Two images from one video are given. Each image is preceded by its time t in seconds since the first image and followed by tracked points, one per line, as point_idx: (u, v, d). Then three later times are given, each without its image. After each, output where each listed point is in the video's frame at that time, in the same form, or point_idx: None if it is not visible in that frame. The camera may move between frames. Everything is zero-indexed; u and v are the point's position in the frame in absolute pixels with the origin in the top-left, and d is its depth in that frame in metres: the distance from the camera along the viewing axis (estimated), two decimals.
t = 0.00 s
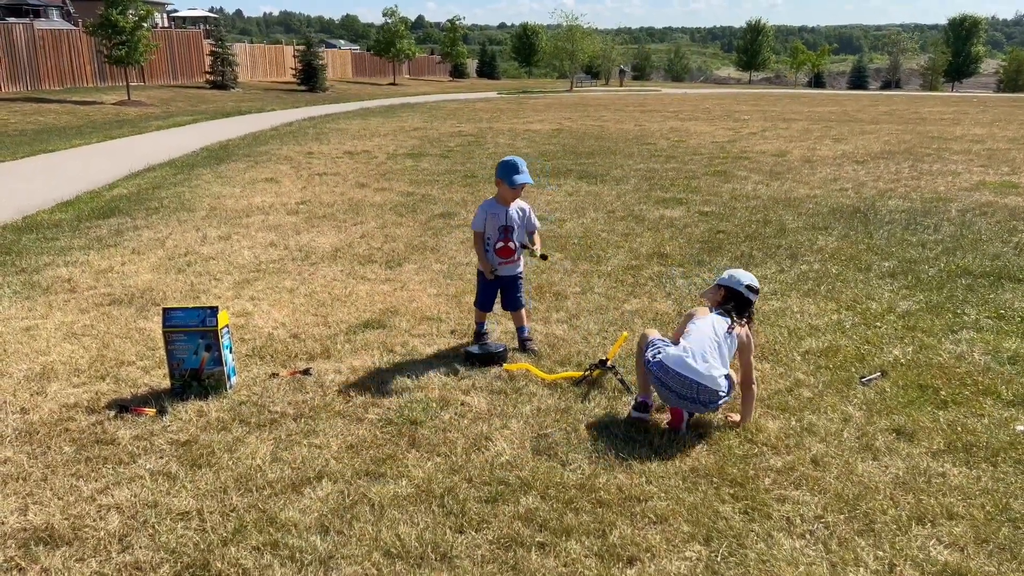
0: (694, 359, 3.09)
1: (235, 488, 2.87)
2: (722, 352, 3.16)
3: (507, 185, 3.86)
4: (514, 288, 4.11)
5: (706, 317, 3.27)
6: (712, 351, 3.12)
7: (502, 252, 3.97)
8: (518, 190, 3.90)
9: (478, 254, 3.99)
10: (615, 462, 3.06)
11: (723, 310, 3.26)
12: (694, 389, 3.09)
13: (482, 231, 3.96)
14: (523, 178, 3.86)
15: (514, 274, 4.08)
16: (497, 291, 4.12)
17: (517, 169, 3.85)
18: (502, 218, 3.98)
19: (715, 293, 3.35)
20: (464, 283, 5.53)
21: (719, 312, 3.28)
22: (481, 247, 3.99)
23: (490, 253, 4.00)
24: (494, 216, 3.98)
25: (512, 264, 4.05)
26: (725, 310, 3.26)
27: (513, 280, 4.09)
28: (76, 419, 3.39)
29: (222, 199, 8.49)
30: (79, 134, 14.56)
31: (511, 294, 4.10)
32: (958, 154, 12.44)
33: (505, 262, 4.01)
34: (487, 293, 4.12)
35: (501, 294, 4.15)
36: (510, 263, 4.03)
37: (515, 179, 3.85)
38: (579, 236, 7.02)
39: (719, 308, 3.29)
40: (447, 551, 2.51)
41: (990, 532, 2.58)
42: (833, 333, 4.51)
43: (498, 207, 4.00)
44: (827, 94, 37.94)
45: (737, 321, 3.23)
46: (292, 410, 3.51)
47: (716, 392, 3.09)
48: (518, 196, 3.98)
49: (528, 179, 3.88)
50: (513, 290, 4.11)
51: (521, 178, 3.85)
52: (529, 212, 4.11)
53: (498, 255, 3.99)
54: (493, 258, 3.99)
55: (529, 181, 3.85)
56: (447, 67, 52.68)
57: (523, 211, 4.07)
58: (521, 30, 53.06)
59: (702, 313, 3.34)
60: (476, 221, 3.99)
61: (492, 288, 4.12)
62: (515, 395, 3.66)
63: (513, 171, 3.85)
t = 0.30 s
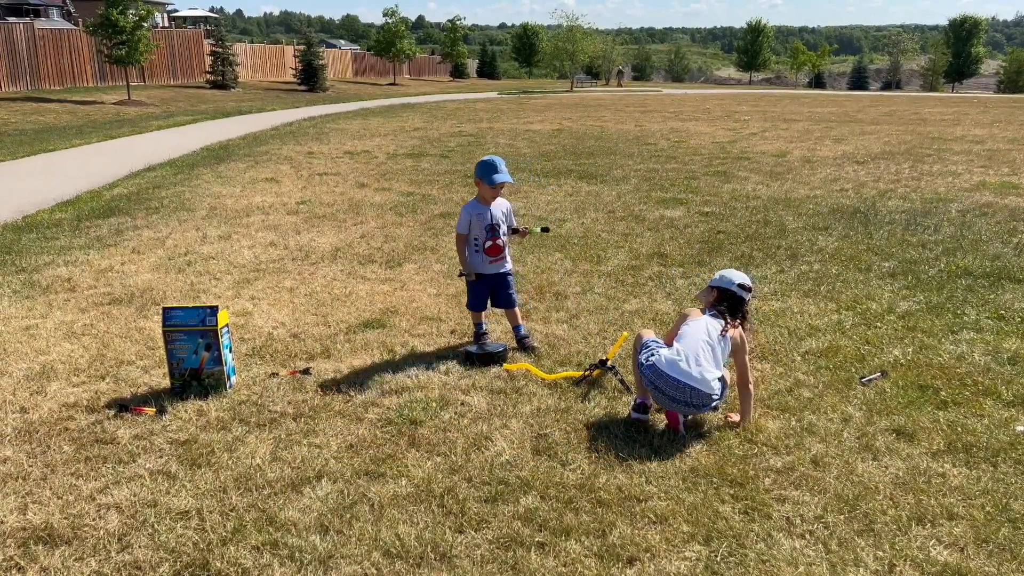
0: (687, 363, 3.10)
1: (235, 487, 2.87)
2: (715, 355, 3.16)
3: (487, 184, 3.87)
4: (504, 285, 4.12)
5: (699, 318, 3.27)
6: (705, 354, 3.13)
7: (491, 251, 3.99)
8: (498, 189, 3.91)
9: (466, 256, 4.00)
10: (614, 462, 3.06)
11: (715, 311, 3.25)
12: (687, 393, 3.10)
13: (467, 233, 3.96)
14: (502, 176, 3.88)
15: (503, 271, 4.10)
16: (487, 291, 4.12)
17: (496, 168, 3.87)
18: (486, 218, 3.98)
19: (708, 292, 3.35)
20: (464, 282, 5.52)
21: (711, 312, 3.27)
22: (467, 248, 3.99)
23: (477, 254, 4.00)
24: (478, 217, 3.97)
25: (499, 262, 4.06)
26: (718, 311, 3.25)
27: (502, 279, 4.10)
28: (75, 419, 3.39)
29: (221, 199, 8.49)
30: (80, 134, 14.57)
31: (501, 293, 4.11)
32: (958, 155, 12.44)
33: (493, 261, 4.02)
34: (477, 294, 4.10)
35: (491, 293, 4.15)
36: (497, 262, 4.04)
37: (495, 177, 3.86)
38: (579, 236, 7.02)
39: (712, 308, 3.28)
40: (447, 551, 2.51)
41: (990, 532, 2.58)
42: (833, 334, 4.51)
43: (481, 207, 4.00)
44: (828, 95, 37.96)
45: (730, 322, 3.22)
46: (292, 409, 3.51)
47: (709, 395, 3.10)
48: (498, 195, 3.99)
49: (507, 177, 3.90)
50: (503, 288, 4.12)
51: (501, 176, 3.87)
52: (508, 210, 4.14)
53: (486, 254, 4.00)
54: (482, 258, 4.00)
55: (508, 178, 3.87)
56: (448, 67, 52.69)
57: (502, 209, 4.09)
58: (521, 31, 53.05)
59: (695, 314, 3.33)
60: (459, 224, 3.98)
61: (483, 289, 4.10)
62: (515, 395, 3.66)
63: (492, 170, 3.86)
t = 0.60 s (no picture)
0: (680, 370, 3.12)
1: (234, 487, 2.86)
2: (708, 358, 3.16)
3: (484, 183, 3.86)
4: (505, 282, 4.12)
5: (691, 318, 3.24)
6: (697, 359, 3.14)
7: (491, 250, 3.99)
8: (495, 188, 3.90)
9: (466, 256, 3.99)
10: (613, 461, 3.06)
11: (706, 311, 3.22)
12: (682, 398, 3.13)
13: (467, 233, 3.95)
14: (498, 174, 3.87)
15: (503, 269, 4.11)
16: (489, 290, 4.12)
17: (493, 166, 3.86)
18: (485, 218, 3.97)
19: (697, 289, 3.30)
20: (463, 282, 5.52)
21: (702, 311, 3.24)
22: (467, 248, 3.98)
23: (477, 254, 4.00)
24: (476, 217, 3.96)
25: (499, 260, 4.07)
26: (709, 310, 3.22)
27: (502, 276, 4.11)
28: (74, 419, 3.38)
29: (220, 199, 8.49)
30: (78, 134, 14.56)
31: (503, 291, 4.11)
32: (957, 153, 12.44)
33: (494, 260, 4.03)
34: (479, 294, 4.10)
35: (493, 292, 4.15)
36: (497, 260, 4.05)
37: (492, 176, 3.86)
38: (578, 235, 7.02)
39: (703, 307, 3.24)
40: (446, 550, 2.50)
41: (989, 530, 2.58)
42: (833, 332, 4.51)
43: (479, 207, 3.99)
44: (827, 93, 37.99)
45: (722, 323, 3.19)
46: (290, 409, 3.51)
47: (704, 398, 3.14)
48: (495, 193, 3.99)
49: (504, 175, 3.90)
50: (504, 286, 4.12)
51: (498, 175, 3.86)
52: (504, 207, 4.14)
53: (486, 254, 4.00)
54: (483, 257, 4.00)
55: (506, 176, 3.88)
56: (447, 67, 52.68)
57: (497, 206, 4.09)
58: (520, 30, 53.05)
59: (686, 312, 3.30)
60: (457, 226, 3.96)
61: (485, 288, 4.10)
62: (514, 394, 3.65)
63: (489, 169, 3.85)
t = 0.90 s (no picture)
0: (676, 370, 3.11)
1: (232, 487, 2.86)
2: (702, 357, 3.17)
3: (496, 185, 3.86)
4: (514, 285, 4.12)
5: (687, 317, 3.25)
6: (693, 359, 3.14)
7: (501, 253, 3.99)
8: (507, 190, 3.91)
9: (476, 258, 3.99)
10: (612, 459, 3.06)
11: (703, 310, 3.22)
12: (676, 398, 3.13)
13: (477, 235, 3.94)
14: (510, 177, 3.88)
15: (512, 271, 4.11)
16: (496, 293, 4.12)
17: (505, 169, 3.87)
18: (495, 220, 3.97)
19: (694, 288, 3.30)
20: (461, 281, 5.52)
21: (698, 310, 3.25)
22: (477, 251, 3.98)
23: (487, 256, 4.00)
24: (486, 219, 3.95)
25: (508, 262, 4.07)
26: (706, 310, 3.22)
27: (511, 278, 4.11)
28: (72, 419, 3.38)
29: (217, 198, 8.48)
30: (75, 134, 14.54)
31: (512, 293, 4.11)
32: (954, 150, 12.44)
33: (503, 262, 4.03)
34: (487, 296, 4.09)
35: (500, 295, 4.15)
36: (506, 262, 4.05)
37: (504, 179, 3.86)
38: (576, 233, 7.01)
39: (700, 306, 3.25)
40: (444, 549, 2.50)
41: (987, 526, 2.58)
42: (830, 329, 4.51)
43: (489, 209, 3.98)
44: (825, 91, 38.01)
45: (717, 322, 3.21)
46: (288, 409, 3.50)
47: (697, 397, 3.14)
48: (506, 196, 3.99)
49: (515, 178, 3.91)
50: (512, 288, 4.12)
51: (510, 178, 3.87)
52: (512, 210, 4.15)
53: (496, 256, 4.00)
54: (492, 260, 4.00)
55: (518, 179, 3.89)
56: (445, 66, 52.62)
57: (507, 208, 4.09)
58: (517, 29, 52.99)
59: (682, 311, 3.30)
60: (467, 228, 3.95)
61: (494, 290, 4.10)
62: (512, 393, 3.65)
63: (501, 172, 3.86)
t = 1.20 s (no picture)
0: (672, 369, 3.12)
1: (229, 487, 2.86)
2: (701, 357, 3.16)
3: (527, 191, 3.82)
4: (526, 288, 4.12)
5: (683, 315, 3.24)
6: (689, 357, 3.14)
7: (519, 256, 3.99)
8: (537, 197, 3.88)
9: (495, 258, 3.97)
10: (609, 457, 3.06)
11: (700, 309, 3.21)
12: (672, 396, 3.13)
13: (500, 236, 3.92)
14: (542, 184, 3.85)
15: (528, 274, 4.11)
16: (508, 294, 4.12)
17: (539, 175, 3.82)
18: (519, 223, 3.95)
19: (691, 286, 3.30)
20: (458, 280, 5.52)
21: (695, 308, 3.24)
22: (497, 251, 3.96)
23: (506, 257, 3.99)
24: (511, 221, 3.93)
25: (525, 265, 4.07)
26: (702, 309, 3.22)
27: (526, 282, 4.11)
28: (68, 420, 3.37)
29: (214, 198, 8.46)
30: (71, 134, 14.50)
31: (524, 296, 4.11)
32: (951, 147, 12.45)
33: (520, 265, 4.03)
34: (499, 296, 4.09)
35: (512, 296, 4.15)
36: (523, 265, 4.06)
37: (536, 185, 3.82)
38: (573, 231, 7.01)
39: (696, 304, 3.25)
40: (442, 548, 2.50)
41: (984, 523, 2.59)
42: (827, 326, 4.52)
43: (515, 212, 3.96)
44: (821, 88, 38.00)
45: (714, 321, 3.20)
46: (286, 408, 3.50)
47: (693, 396, 3.15)
48: (535, 201, 3.96)
49: (546, 185, 3.88)
50: (525, 291, 4.12)
51: (542, 185, 3.84)
52: (537, 213, 4.12)
53: (514, 258, 3.99)
54: (510, 261, 4.00)
55: (549, 187, 3.86)
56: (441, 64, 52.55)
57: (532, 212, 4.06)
58: (514, 27, 52.93)
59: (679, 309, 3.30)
60: (492, 227, 3.91)
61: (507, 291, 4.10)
62: (510, 391, 3.66)
63: (534, 178, 3.81)
